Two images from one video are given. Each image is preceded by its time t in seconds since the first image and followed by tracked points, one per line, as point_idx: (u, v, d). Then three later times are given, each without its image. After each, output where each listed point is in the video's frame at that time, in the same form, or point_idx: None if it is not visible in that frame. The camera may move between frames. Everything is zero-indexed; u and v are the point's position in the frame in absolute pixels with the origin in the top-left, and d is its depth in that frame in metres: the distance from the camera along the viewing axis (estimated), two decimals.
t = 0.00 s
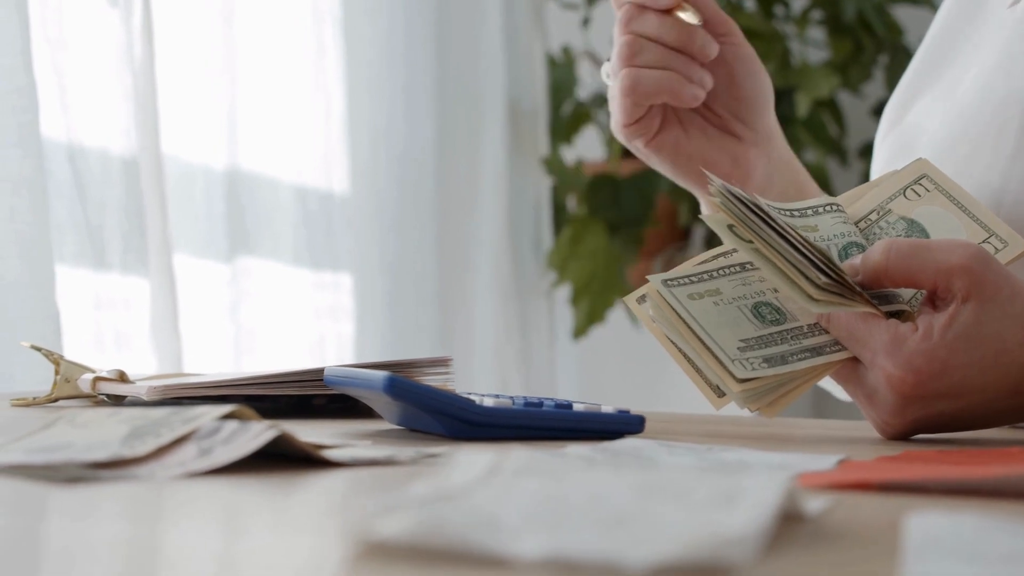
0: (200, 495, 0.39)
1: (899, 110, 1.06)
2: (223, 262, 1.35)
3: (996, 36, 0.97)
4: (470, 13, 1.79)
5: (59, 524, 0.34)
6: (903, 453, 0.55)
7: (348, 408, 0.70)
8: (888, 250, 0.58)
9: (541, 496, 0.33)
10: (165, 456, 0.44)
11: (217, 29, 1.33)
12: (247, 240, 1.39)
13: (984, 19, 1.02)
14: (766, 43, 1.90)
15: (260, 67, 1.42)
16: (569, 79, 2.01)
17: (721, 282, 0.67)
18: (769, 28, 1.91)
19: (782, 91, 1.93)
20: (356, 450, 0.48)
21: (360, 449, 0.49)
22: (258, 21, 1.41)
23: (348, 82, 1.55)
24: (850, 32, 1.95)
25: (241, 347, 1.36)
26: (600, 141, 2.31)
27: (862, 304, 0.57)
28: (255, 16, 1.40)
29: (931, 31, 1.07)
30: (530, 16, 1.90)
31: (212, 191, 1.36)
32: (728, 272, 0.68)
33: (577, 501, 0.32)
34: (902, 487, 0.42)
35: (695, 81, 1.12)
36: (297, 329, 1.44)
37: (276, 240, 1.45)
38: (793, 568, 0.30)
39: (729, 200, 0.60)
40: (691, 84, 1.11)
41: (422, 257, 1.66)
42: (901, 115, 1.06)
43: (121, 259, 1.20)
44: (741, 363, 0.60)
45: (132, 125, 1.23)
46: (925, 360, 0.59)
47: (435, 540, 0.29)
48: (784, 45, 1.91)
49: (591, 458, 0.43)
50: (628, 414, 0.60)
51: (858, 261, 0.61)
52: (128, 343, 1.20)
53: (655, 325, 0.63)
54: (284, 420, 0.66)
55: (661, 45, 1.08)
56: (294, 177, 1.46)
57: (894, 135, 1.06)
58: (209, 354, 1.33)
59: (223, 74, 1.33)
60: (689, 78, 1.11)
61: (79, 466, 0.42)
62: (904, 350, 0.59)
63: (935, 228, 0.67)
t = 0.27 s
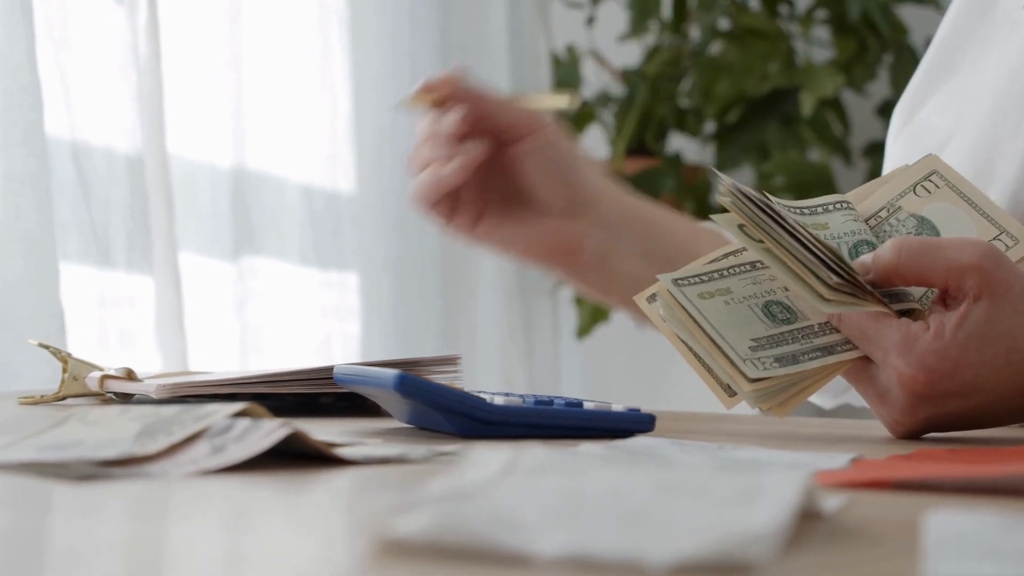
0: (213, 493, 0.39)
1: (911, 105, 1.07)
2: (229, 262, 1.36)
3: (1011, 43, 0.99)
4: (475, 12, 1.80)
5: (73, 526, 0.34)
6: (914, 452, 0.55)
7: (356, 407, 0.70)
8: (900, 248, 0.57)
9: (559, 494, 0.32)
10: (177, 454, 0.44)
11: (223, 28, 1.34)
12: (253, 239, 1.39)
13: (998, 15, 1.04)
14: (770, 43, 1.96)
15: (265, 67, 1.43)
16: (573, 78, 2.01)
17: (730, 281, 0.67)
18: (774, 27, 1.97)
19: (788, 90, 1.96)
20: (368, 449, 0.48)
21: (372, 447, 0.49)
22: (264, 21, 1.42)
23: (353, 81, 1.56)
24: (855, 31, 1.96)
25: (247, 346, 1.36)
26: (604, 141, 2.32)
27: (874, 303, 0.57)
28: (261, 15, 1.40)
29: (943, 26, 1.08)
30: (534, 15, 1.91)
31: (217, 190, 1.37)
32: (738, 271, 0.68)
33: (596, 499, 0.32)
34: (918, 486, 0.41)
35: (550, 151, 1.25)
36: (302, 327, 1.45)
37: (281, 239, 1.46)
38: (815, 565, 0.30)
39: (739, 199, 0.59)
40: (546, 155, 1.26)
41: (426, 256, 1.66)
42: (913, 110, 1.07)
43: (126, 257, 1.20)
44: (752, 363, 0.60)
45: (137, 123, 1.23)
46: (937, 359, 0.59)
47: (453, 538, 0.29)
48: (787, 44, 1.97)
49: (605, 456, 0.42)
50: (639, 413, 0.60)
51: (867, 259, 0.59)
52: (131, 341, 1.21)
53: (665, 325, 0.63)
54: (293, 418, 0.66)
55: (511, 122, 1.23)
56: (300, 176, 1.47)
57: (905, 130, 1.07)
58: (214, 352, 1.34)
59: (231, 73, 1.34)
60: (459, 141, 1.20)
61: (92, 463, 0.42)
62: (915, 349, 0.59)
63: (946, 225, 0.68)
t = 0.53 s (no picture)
0: (223, 494, 0.39)
1: (920, 101, 1.07)
2: (233, 261, 1.37)
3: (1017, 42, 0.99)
4: (479, 12, 1.80)
5: (85, 527, 0.34)
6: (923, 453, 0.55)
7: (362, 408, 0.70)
8: (907, 249, 0.57)
9: (572, 495, 0.32)
10: (187, 455, 0.44)
11: (227, 27, 1.35)
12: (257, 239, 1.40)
13: (1000, 11, 1.05)
14: (773, 43, 1.96)
15: (269, 66, 1.44)
16: (576, 78, 2.01)
17: (737, 282, 0.67)
18: (777, 27, 1.98)
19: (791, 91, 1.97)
20: (377, 449, 0.48)
21: (381, 448, 0.49)
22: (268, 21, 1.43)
23: (356, 81, 1.57)
24: (858, 31, 1.97)
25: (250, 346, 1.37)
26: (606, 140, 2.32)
27: (880, 302, 0.57)
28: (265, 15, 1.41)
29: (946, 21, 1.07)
30: (538, 14, 1.91)
31: (220, 189, 1.37)
32: (744, 272, 0.68)
33: (610, 500, 0.32)
34: (929, 488, 0.41)
35: (424, 243, 1.01)
36: (304, 328, 1.45)
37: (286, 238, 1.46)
38: (830, 568, 0.30)
39: (747, 198, 0.59)
40: (426, 246, 1.01)
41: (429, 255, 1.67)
42: (923, 105, 1.07)
43: (129, 256, 1.20)
44: (759, 362, 0.59)
45: (140, 122, 1.23)
46: (944, 360, 0.59)
47: (466, 537, 0.29)
48: (791, 45, 1.97)
49: (615, 457, 0.42)
50: (647, 414, 0.59)
51: (874, 260, 0.59)
52: (134, 341, 1.20)
53: (672, 324, 0.63)
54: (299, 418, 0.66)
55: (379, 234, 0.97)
56: (303, 176, 1.48)
57: (915, 127, 1.07)
58: (217, 351, 1.34)
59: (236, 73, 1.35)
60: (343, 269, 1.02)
61: (101, 464, 0.42)
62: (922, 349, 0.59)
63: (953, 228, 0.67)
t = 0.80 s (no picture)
0: (234, 499, 0.39)
1: (922, 94, 1.09)
2: (236, 261, 1.37)
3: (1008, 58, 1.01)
4: (484, 13, 1.81)
5: (96, 530, 0.34)
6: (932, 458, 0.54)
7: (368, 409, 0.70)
8: (915, 252, 0.56)
9: (587, 503, 0.32)
10: (196, 459, 0.44)
11: (233, 28, 1.35)
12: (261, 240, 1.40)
13: (982, 31, 1.09)
14: (777, 44, 1.96)
15: (273, 67, 1.45)
16: (580, 79, 2.02)
17: (744, 285, 0.67)
18: (782, 29, 1.98)
19: (796, 92, 1.97)
20: (386, 453, 0.48)
21: (390, 452, 0.49)
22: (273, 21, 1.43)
23: (361, 82, 1.57)
24: (862, 33, 1.97)
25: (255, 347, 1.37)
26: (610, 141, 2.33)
27: (887, 305, 0.56)
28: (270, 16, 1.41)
29: (939, 24, 1.12)
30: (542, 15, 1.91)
31: (224, 189, 1.38)
32: (751, 275, 0.68)
33: (625, 508, 0.32)
34: (942, 493, 0.41)
35: (393, 283, 1.00)
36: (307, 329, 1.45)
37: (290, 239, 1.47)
38: None
39: (755, 201, 0.59)
40: (392, 288, 1.01)
41: (432, 257, 1.67)
42: (925, 98, 1.09)
43: (133, 257, 1.20)
44: (767, 365, 0.59)
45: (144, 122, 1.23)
46: (952, 363, 0.58)
47: (484, 549, 0.29)
48: (796, 47, 1.97)
49: (627, 461, 0.42)
50: (655, 418, 0.59)
51: (883, 264, 0.59)
52: (136, 341, 1.19)
53: (678, 326, 0.63)
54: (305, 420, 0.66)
55: (347, 276, 0.96)
56: (309, 177, 1.49)
57: (919, 120, 1.08)
58: (221, 352, 1.35)
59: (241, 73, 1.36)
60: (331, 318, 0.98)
61: (109, 467, 0.42)
62: (930, 353, 0.59)
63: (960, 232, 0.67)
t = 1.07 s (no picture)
0: (243, 500, 0.39)
1: (920, 92, 1.10)
2: (239, 261, 1.38)
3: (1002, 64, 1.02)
4: (488, 13, 1.81)
5: (106, 531, 0.33)
6: (940, 461, 0.54)
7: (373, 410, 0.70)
8: (923, 254, 0.56)
9: (600, 506, 0.32)
10: (203, 460, 0.43)
11: (237, 28, 1.35)
12: (264, 240, 1.40)
13: (972, 32, 1.09)
14: (781, 45, 1.96)
15: (278, 66, 1.45)
16: (584, 80, 2.01)
17: (751, 287, 0.67)
18: (786, 30, 1.99)
19: (799, 93, 1.97)
20: (394, 454, 0.48)
21: (397, 453, 0.48)
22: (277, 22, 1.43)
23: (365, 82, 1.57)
24: (865, 34, 1.98)
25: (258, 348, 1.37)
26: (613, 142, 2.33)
27: (896, 309, 0.57)
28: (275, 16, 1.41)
29: (931, 21, 1.13)
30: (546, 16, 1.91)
31: (228, 189, 1.38)
32: (758, 276, 0.68)
33: (637, 511, 0.31)
34: (952, 496, 0.41)
35: (389, 309, 0.97)
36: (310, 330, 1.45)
37: (294, 240, 1.47)
38: None
39: (763, 202, 0.59)
40: (387, 313, 0.98)
41: (435, 258, 1.67)
42: (923, 95, 1.10)
43: (136, 257, 1.20)
44: (774, 367, 0.59)
45: (148, 121, 1.23)
46: (960, 365, 0.58)
47: (497, 552, 0.29)
48: (799, 48, 1.97)
49: (637, 463, 0.42)
50: (662, 420, 0.59)
51: (891, 266, 0.59)
52: (139, 339, 1.19)
53: (685, 327, 0.63)
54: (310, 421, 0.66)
55: (346, 304, 0.94)
56: (314, 177, 1.49)
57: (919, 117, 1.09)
58: (225, 353, 1.34)
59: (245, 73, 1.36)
60: (337, 343, 0.96)
61: (115, 469, 0.42)
62: (938, 355, 0.58)
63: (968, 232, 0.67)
